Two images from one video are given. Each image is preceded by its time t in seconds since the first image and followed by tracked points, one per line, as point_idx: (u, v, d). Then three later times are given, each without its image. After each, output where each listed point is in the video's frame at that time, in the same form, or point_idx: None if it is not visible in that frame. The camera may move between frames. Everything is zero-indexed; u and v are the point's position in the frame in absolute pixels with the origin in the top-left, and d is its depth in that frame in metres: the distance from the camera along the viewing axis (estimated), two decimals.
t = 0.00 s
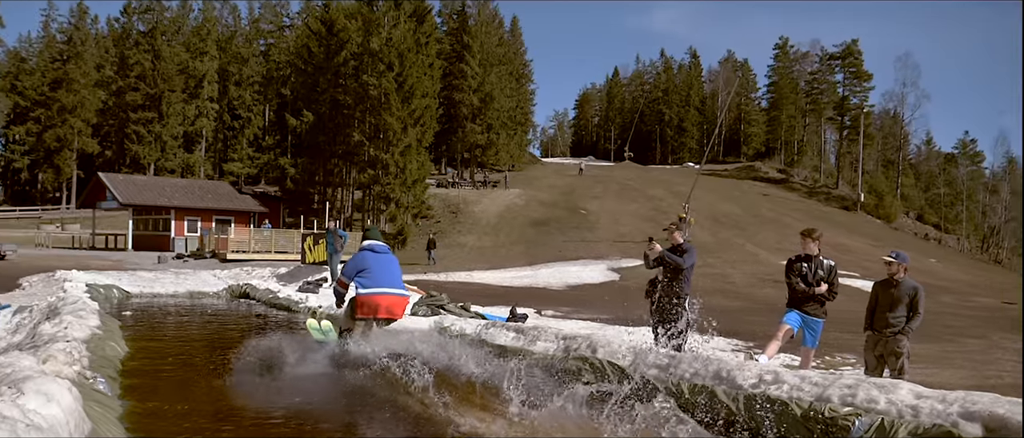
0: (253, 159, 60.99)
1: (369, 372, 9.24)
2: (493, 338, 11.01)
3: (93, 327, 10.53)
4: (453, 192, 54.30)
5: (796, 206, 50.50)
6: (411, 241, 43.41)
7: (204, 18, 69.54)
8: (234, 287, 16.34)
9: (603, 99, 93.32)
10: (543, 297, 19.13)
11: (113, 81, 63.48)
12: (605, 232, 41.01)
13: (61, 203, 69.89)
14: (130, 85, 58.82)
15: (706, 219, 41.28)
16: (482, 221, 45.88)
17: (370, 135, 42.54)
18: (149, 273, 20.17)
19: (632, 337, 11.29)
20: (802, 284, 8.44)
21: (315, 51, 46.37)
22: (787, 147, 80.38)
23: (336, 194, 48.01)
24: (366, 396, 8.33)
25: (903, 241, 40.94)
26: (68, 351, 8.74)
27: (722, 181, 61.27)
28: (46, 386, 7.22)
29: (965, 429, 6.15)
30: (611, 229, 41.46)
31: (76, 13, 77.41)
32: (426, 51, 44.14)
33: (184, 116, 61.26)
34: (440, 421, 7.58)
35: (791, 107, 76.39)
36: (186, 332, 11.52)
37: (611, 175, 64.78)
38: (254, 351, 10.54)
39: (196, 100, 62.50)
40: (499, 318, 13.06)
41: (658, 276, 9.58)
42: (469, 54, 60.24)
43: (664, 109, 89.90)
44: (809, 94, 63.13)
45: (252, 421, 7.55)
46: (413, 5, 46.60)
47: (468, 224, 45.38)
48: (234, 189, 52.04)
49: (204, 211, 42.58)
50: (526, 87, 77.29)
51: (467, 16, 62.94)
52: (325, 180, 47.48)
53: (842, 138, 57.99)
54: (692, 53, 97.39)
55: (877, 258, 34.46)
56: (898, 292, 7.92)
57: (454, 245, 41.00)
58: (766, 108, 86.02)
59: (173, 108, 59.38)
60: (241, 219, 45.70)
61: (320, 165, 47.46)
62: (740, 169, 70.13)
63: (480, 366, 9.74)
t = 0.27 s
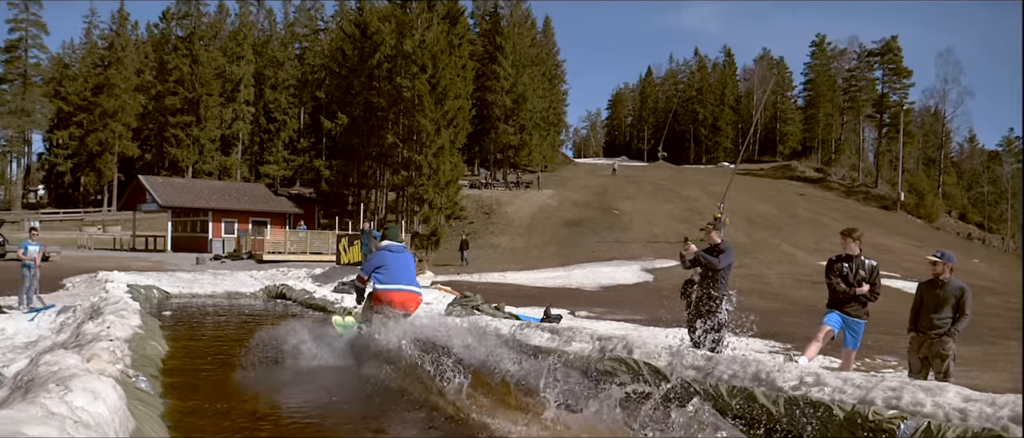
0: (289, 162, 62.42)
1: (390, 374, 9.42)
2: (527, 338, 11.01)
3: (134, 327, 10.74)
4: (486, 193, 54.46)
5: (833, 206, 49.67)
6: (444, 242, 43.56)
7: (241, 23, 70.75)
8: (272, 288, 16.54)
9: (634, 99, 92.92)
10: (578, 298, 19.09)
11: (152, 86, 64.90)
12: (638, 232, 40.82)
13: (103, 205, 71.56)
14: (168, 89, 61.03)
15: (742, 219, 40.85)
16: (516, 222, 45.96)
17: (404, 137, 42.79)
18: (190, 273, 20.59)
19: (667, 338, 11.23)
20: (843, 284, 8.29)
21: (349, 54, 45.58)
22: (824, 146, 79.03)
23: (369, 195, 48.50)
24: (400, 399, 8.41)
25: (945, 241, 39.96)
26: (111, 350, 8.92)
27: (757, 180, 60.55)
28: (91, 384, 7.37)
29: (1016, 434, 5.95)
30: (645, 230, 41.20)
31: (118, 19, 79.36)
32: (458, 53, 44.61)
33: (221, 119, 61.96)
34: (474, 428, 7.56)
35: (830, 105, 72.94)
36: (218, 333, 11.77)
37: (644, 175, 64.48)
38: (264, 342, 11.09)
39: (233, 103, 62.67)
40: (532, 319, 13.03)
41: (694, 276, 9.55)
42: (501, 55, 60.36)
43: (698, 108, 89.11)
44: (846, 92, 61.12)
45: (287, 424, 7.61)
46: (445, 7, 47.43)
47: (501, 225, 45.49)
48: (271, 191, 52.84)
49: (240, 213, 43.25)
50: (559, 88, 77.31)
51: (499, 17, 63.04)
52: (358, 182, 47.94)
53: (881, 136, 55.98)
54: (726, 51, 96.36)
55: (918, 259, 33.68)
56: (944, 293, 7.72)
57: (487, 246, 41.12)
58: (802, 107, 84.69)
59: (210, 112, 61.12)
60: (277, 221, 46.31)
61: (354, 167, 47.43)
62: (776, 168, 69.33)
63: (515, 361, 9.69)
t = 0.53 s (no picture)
0: (320, 163, 63.21)
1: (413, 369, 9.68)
2: (558, 339, 11.07)
3: (170, 327, 10.93)
4: (515, 194, 54.55)
5: (867, 205, 48.89)
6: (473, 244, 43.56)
7: (273, 26, 71.73)
8: (303, 288, 16.70)
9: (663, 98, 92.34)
10: (609, 299, 19.05)
11: (186, 90, 66.01)
12: (669, 232, 40.63)
13: (138, 207, 72.91)
14: (202, 93, 60.96)
15: (774, 220, 40.42)
16: (545, 222, 45.95)
17: (433, 138, 43.05)
18: (225, 274, 20.96)
19: (699, 340, 11.18)
20: (881, 285, 8.14)
21: (380, 55, 46.05)
22: (859, 145, 77.75)
23: (400, 197, 48.82)
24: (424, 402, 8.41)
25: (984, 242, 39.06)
26: (149, 349, 9.07)
27: (790, 180, 59.84)
28: (130, 382, 7.49)
29: None
30: (675, 230, 40.95)
31: (154, 25, 80.92)
32: (489, 53, 44.40)
33: (253, 122, 62.28)
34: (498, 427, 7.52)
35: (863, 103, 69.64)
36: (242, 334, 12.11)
37: (674, 175, 64.09)
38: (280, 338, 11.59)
39: (265, 106, 63.34)
40: (561, 319, 13.05)
41: (727, 278, 9.52)
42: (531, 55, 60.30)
43: (728, 108, 88.34)
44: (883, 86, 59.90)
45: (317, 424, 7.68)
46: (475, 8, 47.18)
47: (530, 226, 45.53)
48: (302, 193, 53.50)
49: (271, 214, 43.80)
50: (588, 88, 77.24)
51: (528, 18, 62.86)
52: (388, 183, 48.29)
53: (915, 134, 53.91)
54: (757, 50, 95.41)
55: (956, 259, 32.99)
56: (987, 293, 7.53)
57: (516, 247, 41.20)
58: (835, 105, 83.56)
59: (243, 114, 60.91)
60: (308, 222, 46.78)
61: (385, 168, 47.86)
62: (809, 167, 68.50)
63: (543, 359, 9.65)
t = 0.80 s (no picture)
0: (346, 164, 63.25)
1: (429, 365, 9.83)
2: (586, 340, 11.12)
3: (201, 327, 11.08)
4: (541, 195, 54.50)
5: (900, 205, 48.01)
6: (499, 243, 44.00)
7: (301, 29, 72.47)
8: (332, 288, 16.89)
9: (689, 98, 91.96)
10: (635, 299, 18.99)
11: (216, 93, 66.91)
12: (696, 232, 40.34)
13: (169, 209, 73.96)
14: (232, 96, 61.24)
15: (803, 220, 39.90)
16: (572, 223, 45.97)
17: (460, 139, 43.12)
18: (254, 274, 21.18)
19: (730, 341, 11.12)
20: (916, 285, 8.00)
21: (405, 57, 46.66)
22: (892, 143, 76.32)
23: (427, 198, 48.97)
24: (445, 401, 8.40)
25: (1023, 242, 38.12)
26: (181, 349, 9.19)
27: (819, 179, 59.04)
28: (164, 381, 7.57)
29: None
30: (702, 230, 40.64)
31: (185, 29, 82.15)
32: (515, 54, 44.42)
33: (282, 124, 63.22)
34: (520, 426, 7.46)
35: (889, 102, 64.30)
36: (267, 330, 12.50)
37: (701, 174, 63.59)
38: (300, 338, 11.77)
39: (293, 108, 64.78)
40: (589, 320, 13.03)
41: (757, 278, 9.49)
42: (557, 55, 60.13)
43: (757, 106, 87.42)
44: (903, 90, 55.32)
45: (346, 424, 7.73)
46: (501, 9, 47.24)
47: (557, 226, 45.64)
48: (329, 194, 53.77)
49: (298, 216, 44.19)
50: (614, 88, 77.04)
51: (554, 19, 63.39)
52: (415, 184, 48.53)
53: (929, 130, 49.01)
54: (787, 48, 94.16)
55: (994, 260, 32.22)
56: None
57: (542, 248, 41.29)
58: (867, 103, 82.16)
59: (272, 118, 60.82)
60: (336, 223, 47.10)
61: (411, 170, 47.99)
62: (840, 167, 67.46)
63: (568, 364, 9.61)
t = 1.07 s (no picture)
0: (370, 166, 63.35)
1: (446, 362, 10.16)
2: (610, 341, 11.12)
3: (227, 327, 11.22)
4: (564, 195, 54.44)
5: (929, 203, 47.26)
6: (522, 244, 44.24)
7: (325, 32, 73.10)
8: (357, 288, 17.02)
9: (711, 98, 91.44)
10: (656, 300, 18.91)
11: (240, 95, 67.73)
12: (719, 232, 40.08)
13: (194, 211, 74.81)
14: (256, 98, 62.70)
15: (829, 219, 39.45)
16: (595, 223, 45.97)
17: (482, 140, 43.29)
18: (279, 276, 21.35)
19: (758, 342, 11.04)
20: (947, 286, 7.85)
21: (428, 58, 46.57)
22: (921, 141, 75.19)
23: (449, 198, 48.92)
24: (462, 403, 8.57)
25: None
26: (209, 349, 9.30)
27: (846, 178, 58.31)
28: (192, 382, 7.65)
29: None
30: (726, 230, 40.35)
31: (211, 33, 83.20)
32: (537, 54, 44.89)
33: (305, 126, 64.23)
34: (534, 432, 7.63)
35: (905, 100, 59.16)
36: (287, 329, 12.87)
37: (725, 173, 63.16)
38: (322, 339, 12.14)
39: (316, 110, 65.62)
40: (613, 321, 12.99)
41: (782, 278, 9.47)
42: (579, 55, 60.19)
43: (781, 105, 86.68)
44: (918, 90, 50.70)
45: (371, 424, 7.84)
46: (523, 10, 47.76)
47: (580, 226, 45.68)
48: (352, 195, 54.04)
49: (321, 217, 44.50)
50: (636, 88, 76.93)
51: (576, 19, 64.15)
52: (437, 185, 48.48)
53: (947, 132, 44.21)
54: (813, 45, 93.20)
55: None
56: None
57: (566, 248, 41.36)
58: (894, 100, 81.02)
59: (295, 119, 62.58)
60: (360, 224, 47.36)
61: (433, 171, 47.70)
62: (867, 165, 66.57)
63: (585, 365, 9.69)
